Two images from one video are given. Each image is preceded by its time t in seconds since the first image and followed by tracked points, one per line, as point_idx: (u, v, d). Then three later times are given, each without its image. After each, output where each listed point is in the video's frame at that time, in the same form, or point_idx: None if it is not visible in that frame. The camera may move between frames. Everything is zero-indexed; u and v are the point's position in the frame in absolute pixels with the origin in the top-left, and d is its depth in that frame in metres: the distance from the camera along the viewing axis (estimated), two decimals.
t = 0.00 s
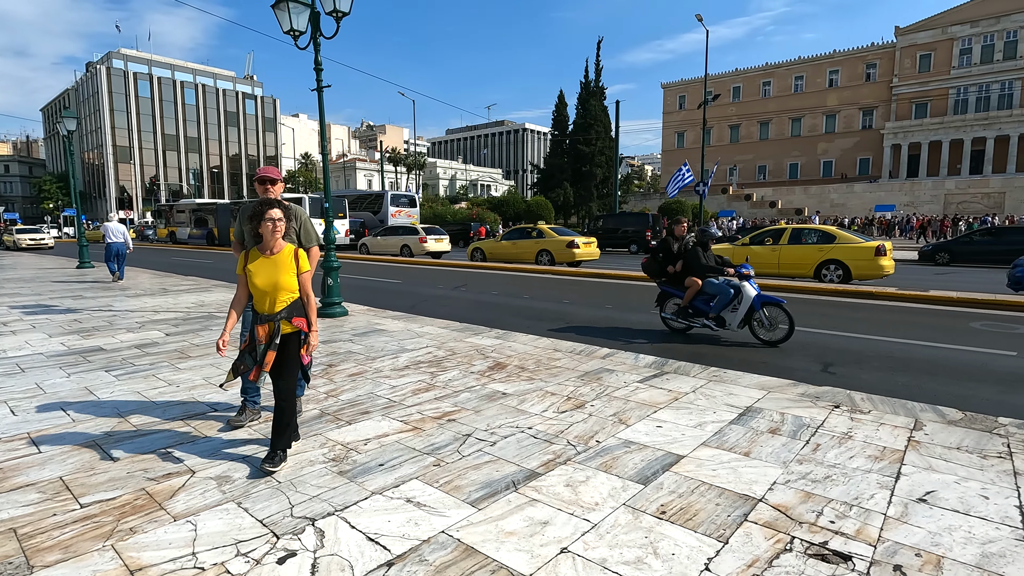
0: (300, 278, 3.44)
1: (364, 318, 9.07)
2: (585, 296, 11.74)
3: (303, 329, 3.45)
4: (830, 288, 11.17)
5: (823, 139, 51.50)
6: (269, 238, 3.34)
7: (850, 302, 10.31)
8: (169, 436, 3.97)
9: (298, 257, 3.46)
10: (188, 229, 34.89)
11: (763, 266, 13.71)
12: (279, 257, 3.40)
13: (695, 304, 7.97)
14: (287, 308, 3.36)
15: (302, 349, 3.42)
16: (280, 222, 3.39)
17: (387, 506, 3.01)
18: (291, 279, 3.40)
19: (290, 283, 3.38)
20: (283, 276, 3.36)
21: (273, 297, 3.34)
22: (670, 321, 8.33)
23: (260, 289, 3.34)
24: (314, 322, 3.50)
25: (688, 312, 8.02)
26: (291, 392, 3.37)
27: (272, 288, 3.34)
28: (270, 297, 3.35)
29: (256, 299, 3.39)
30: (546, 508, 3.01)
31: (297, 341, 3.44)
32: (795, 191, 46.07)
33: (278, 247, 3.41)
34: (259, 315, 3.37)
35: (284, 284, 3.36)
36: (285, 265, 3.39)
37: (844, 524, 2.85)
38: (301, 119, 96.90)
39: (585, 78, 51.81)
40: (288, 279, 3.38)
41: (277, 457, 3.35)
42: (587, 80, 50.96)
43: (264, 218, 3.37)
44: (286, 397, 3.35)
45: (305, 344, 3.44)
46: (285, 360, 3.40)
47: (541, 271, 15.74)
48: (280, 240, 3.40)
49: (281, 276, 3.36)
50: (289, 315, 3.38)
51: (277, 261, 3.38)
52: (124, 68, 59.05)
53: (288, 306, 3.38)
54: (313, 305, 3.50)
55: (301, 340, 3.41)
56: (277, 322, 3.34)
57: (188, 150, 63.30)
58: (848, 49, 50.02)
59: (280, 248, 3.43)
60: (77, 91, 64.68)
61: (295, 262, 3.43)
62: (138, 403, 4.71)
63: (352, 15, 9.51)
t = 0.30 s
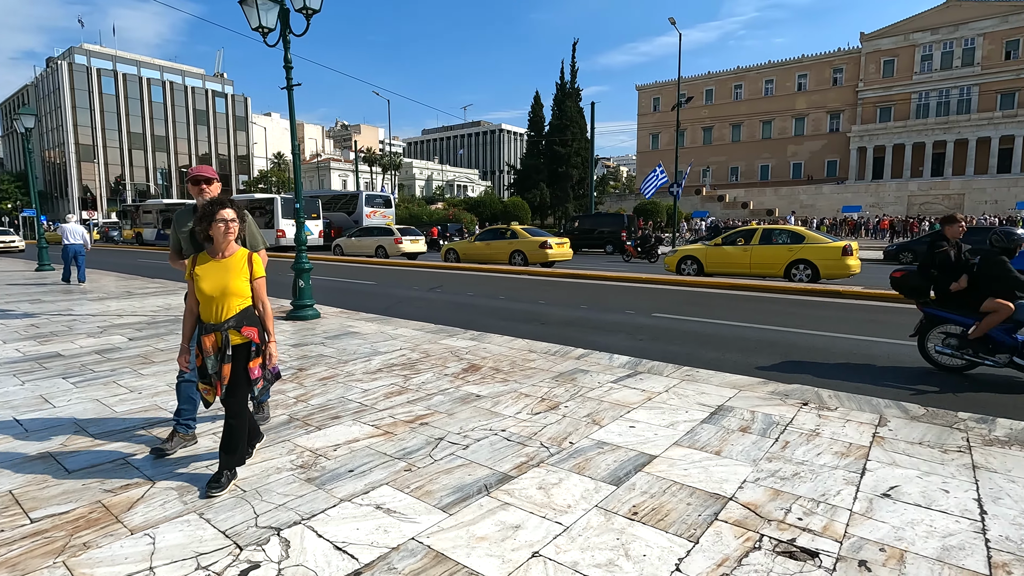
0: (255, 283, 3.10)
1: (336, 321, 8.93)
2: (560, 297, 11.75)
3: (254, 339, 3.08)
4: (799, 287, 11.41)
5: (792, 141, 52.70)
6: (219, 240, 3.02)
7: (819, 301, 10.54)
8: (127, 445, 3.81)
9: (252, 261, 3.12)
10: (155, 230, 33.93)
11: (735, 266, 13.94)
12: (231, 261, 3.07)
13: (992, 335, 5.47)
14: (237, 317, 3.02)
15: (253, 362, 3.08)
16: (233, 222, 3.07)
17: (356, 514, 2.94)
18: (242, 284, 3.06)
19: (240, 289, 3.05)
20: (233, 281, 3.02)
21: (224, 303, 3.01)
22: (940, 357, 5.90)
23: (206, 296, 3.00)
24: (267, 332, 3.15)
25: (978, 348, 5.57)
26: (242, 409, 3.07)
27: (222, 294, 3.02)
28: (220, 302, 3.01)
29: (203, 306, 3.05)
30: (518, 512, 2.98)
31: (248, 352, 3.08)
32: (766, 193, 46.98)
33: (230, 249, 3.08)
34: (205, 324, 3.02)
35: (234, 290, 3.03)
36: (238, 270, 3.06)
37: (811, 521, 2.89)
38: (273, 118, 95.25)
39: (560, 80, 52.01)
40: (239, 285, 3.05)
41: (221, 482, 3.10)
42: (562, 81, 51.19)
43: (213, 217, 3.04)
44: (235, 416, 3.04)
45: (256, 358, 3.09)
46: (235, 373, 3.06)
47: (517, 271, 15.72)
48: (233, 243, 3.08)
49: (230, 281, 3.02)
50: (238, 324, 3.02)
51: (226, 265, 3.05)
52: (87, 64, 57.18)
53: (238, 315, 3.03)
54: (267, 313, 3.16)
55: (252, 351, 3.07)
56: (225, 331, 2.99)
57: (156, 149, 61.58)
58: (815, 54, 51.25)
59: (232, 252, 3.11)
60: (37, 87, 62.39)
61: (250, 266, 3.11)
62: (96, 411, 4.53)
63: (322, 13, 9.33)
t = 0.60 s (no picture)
0: (205, 285, 2.95)
1: (304, 324, 8.73)
2: (532, 297, 11.73)
3: (207, 346, 2.95)
4: (765, 286, 11.65)
5: (758, 143, 53.94)
6: (163, 240, 2.83)
7: (784, 300, 10.80)
8: (75, 458, 3.62)
9: (200, 263, 2.95)
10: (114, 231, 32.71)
11: (703, 266, 14.17)
12: (177, 263, 2.88)
13: None
14: (188, 322, 2.87)
15: (206, 369, 2.95)
16: (179, 221, 2.88)
17: (319, 523, 2.85)
18: (191, 288, 2.90)
19: (188, 294, 2.88)
20: (179, 284, 2.84)
21: (169, 310, 2.83)
22: None
23: (149, 302, 2.80)
24: (219, 336, 3.01)
25: None
26: (195, 420, 2.94)
27: (166, 299, 2.82)
28: (169, 308, 2.83)
29: (146, 313, 2.84)
30: (487, 516, 2.94)
31: (200, 360, 2.94)
32: (733, 194, 47.93)
33: (174, 251, 2.88)
34: (150, 333, 2.83)
35: (183, 295, 2.86)
36: (185, 272, 2.88)
37: (777, 518, 2.92)
38: (239, 116, 92.84)
39: (532, 80, 52.11)
40: (186, 289, 2.87)
41: (177, 493, 2.97)
42: (534, 82, 51.27)
43: (154, 217, 2.82)
44: (190, 427, 2.93)
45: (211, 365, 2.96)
46: (188, 382, 2.91)
47: (489, 272, 15.68)
48: (177, 243, 2.89)
49: (177, 285, 2.84)
50: (189, 330, 2.87)
51: (169, 266, 2.84)
52: (40, 57, 54.91)
53: (188, 321, 2.88)
54: (217, 317, 2.99)
55: (205, 358, 2.93)
56: (175, 339, 2.83)
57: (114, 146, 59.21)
58: (780, 59, 52.54)
59: (176, 253, 2.92)
60: None
61: (200, 268, 2.94)
62: (43, 421, 4.30)
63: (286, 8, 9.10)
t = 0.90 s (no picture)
0: (148, 291, 2.82)
1: (268, 327, 8.47)
2: (503, 298, 11.64)
3: (156, 351, 2.83)
4: (733, 286, 11.83)
5: (725, 145, 55.06)
6: (100, 239, 2.59)
7: (750, 298, 10.98)
8: (14, 475, 3.39)
9: (140, 264, 2.81)
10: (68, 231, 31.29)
11: (672, 266, 14.30)
12: (116, 265, 2.68)
13: None
14: (136, 328, 2.72)
15: (160, 374, 2.84)
16: (119, 219, 2.67)
17: (278, 537, 2.72)
18: (135, 292, 2.74)
19: (133, 299, 2.71)
20: (121, 289, 2.65)
21: (112, 317, 2.63)
22: None
23: (87, 309, 2.56)
24: (165, 341, 2.90)
25: None
26: (147, 429, 2.79)
27: (108, 305, 2.61)
28: (113, 314, 2.63)
29: (81, 321, 2.59)
30: (455, 525, 2.85)
31: (150, 366, 2.82)
32: (701, 195, 48.76)
33: (112, 253, 2.67)
34: (88, 343, 2.59)
35: (127, 300, 2.67)
36: (128, 275, 2.70)
37: (747, 517, 2.92)
38: (202, 114, 90.16)
39: (503, 81, 52.04)
40: (129, 293, 2.68)
41: (124, 509, 2.79)
42: (505, 82, 51.19)
43: (88, 215, 2.58)
44: (140, 438, 2.77)
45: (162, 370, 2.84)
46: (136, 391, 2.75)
47: (461, 273, 15.55)
48: (116, 244, 2.68)
49: (120, 289, 2.64)
50: (137, 337, 2.73)
51: (109, 268, 2.62)
52: None
53: (135, 326, 2.73)
54: (161, 320, 2.89)
55: (157, 363, 2.81)
56: (124, 347, 2.67)
57: (69, 144, 56.58)
58: (745, 63, 53.75)
59: (113, 254, 2.70)
60: None
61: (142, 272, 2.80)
62: None
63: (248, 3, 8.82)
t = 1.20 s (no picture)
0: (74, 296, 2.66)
1: (230, 332, 8.19)
2: (474, 299, 11.55)
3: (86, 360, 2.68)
4: (702, 285, 11.97)
5: (695, 147, 56.00)
6: (23, 240, 2.42)
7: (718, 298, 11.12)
8: None
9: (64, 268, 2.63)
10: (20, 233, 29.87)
11: (643, 266, 14.41)
12: (42, 267, 2.51)
13: None
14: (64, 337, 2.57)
15: (90, 383, 2.68)
16: (44, 217, 2.50)
17: (229, 555, 2.59)
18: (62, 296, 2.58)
19: (60, 304, 2.55)
20: (49, 293, 2.50)
21: (38, 324, 2.47)
22: None
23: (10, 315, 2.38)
24: (94, 348, 2.75)
25: None
26: (81, 443, 2.64)
27: (34, 311, 2.45)
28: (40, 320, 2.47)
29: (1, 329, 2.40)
30: (416, 536, 2.75)
31: (81, 375, 2.66)
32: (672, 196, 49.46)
33: (38, 254, 2.50)
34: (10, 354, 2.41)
35: (53, 305, 2.52)
36: (55, 279, 2.55)
37: (713, 520, 2.90)
38: (164, 112, 87.40)
39: (476, 81, 51.85)
40: (56, 299, 2.53)
41: (61, 529, 2.62)
42: (477, 82, 50.99)
43: (12, 213, 2.41)
44: (74, 453, 2.62)
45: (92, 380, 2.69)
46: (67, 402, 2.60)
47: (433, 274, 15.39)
48: (39, 246, 2.51)
49: (47, 293, 2.49)
50: (66, 345, 2.58)
51: (34, 273, 2.46)
52: None
53: (63, 334, 2.58)
54: (88, 327, 2.73)
55: (88, 372, 2.67)
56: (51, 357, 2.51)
57: (22, 142, 54.15)
58: (713, 66, 54.77)
59: (36, 256, 2.53)
60: None
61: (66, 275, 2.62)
62: None
63: None
